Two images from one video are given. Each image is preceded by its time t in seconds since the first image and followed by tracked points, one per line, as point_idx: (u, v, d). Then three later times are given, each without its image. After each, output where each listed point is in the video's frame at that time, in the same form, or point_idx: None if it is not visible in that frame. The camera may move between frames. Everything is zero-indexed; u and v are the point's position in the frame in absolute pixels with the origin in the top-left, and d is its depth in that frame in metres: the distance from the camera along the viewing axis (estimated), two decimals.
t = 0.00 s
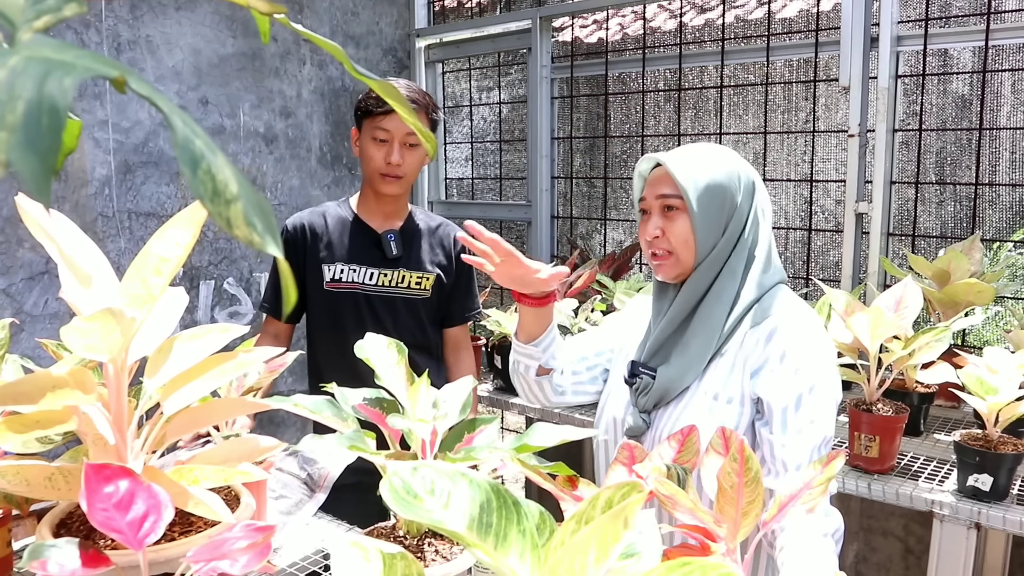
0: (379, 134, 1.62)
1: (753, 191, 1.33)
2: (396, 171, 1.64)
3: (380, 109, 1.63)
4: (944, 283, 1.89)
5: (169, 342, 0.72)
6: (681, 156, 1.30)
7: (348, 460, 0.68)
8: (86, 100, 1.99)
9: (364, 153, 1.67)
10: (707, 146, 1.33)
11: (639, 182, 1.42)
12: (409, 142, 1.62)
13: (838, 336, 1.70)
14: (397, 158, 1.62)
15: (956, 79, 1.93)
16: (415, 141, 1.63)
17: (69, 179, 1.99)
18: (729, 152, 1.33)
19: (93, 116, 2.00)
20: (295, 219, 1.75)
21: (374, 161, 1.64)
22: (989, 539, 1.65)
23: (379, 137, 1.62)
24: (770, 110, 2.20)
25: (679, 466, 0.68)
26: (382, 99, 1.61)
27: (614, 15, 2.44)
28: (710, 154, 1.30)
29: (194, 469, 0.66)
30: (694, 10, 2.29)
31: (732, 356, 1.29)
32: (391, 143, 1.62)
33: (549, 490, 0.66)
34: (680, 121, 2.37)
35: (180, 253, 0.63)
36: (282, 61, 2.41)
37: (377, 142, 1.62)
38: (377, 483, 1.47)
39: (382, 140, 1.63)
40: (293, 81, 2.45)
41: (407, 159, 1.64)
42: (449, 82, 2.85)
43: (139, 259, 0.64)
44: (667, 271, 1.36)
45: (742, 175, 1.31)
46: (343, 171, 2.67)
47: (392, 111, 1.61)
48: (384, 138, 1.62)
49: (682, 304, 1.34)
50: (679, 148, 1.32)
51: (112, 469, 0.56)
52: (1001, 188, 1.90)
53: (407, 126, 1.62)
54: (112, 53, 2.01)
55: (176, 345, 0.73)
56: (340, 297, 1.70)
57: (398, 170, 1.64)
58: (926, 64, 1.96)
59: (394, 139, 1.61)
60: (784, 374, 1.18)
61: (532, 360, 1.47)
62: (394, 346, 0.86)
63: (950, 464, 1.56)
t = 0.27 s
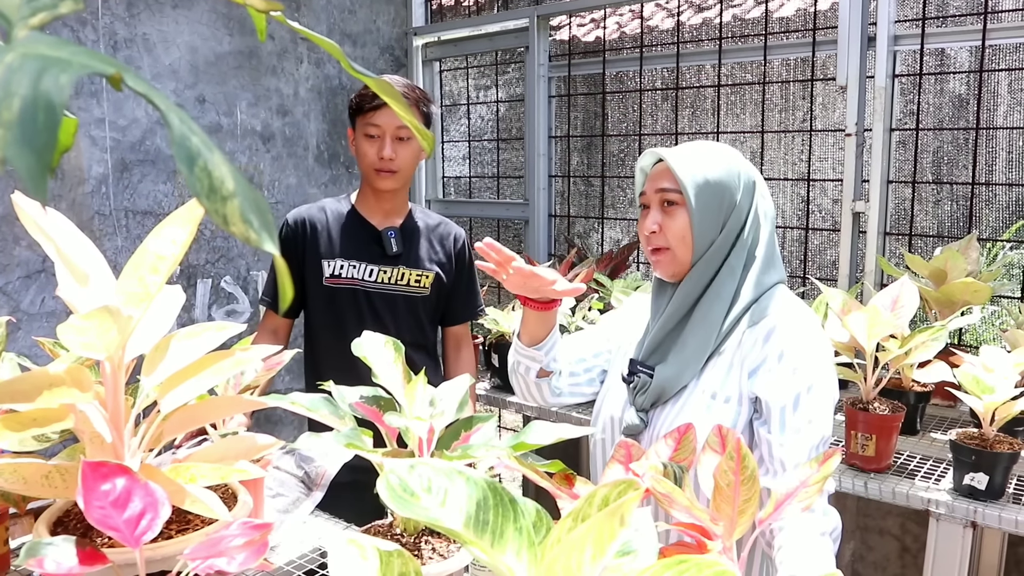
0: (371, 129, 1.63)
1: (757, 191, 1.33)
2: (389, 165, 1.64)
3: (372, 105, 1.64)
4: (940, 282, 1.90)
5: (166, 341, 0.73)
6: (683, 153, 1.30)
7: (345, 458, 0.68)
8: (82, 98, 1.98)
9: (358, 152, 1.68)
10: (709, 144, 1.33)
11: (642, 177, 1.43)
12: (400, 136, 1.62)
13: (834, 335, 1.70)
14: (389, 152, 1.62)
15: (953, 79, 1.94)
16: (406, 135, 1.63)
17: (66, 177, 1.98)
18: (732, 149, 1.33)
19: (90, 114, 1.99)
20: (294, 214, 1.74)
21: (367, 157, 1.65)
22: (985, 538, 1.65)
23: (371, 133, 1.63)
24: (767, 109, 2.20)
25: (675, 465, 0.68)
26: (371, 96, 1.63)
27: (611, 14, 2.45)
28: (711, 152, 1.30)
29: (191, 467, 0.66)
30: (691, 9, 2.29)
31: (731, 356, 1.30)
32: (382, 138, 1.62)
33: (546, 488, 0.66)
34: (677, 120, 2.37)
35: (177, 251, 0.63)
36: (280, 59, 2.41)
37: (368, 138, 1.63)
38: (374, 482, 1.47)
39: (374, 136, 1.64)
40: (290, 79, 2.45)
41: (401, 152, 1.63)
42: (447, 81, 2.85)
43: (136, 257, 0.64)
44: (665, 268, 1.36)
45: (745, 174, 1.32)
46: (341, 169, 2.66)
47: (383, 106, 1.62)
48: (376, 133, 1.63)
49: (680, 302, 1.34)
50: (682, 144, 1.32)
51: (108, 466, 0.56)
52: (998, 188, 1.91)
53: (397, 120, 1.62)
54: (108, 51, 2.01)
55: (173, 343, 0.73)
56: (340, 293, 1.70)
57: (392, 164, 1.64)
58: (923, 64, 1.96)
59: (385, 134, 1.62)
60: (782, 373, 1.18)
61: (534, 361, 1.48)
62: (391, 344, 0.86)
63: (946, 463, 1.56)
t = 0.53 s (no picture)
0: (371, 130, 1.64)
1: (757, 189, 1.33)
2: (388, 166, 1.64)
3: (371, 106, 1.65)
4: (938, 282, 1.90)
5: (164, 339, 0.73)
6: (681, 152, 1.30)
7: (344, 457, 0.68)
8: (80, 97, 1.98)
9: (359, 153, 1.68)
10: (709, 144, 1.33)
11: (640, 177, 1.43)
12: (399, 136, 1.62)
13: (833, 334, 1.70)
14: (388, 152, 1.62)
15: (950, 78, 1.94)
16: (406, 135, 1.63)
17: (64, 176, 1.98)
18: (731, 149, 1.33)
19: (88, 112, 1.99)
20: (297, 211, 1.74)
21: (366, 157, 1.65)
22: (982, 537, 1.65)
23: (370, 133, 1.63)
24: (765, 108, 2.21)
25: (674, 463, 0.68)
26: (370, 97, 1.64)
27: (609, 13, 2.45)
28: (709, 151, 1.30)
29: (190, 466, 0.67)
30: (690, 8, 2.29)
31: (734, 356, 1.30)
32: (381, 138, 1.63)
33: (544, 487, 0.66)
34: (675, 119, 2.37)
35: (176, 250, 0.63)
36: (278, 57, 2.41)
37: (367, 138, 1.64)
38: (373, 481, 1.47)
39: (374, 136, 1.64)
40: (288, 78, 2.44)
41: (400, 152, 1.63)
42: (445, 80, 2.84)
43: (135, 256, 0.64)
44: (666, 267, 1.36)
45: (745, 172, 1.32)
46: (339, 168, 2.66)
47: (382, 106, 1.63)
48: (375, 134, 1.64)
49: (681, 301, 1.34)
50: (682, 143, 1.32)
51: (107, 465, 0.56)
52: (996, 187, 1.91)
53: (396, 120, 1.62)
54: (106, 50, 2.01)
55: (171, 342, 0.73)
56: (338, 293, 1.70)
57: (391, 164, 1.63)
58: (921, 63, 1.96)
59: (384, 134, 1.62)
60: (786, 375, 1.18)
61: (529, 344, 1.45)
62: (389, 343, 0.86)
63: (943, 463, 1.56)
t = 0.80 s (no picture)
0: (369, 131, 1.64)
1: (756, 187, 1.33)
2: (387, 166, 1.64)
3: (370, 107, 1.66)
4: (937, 281, 1.91)
5: (163, 338, 0.73)
6: (677, 150, 1.30)
7: (344, 456, 0.68)
8: (78, 95, 1.97)
9: (359, 154, 1.69)
10: (707, 142, 1.33)
11: (638, 174, 1.43)
12: (397, 137, 1.63)
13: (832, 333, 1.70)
14: (386, 152, 1.63)
15: (949, 77, 1.94)
16: (404, 136, 1.63)
17: (62, 174, 1.97)
18: (729, 147, 1.33)
19: (86, 111, 1.99)
20: (300, 206, 1.74)
21: (365, 158, 1.66)
22: (981, 536, 1.66)
23: (369, 134, 1.64)
24: (763, 107, 2.20)
25: (674, 463, 0.68)
26: (370, 97, 1.65)
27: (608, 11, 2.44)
28: (707, 149, 1.30)
29: (189, 465, 0.67)
30: (689, 7, 2.29)
31: (733, 356, 1.30)
32: (379, 138, 1.63)
33: (544, 486, 0.66)
34: (674, 118, 2.37)
35: (175, 248, 0.63)
36: (276, 56, 2.41)
37: (366, 139, 1.65)
38: (371, 479, 1.47)
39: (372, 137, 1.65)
40: (287, 76, 2.44)
41: (397, 153, 1.63)
42: (444, 78, 2.84)
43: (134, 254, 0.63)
44: (662, 265, 1.36)
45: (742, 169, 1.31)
46: (338, 167, 2.66)
47: (381, 107, 1.63)
48: (374, 134, 1.64)
49: (679, 300, 1.34)
50: (679, 141, 1.32)
51: (106, 464, 0.56)
52: (994, 186, 1.91)
53: (394, 120, 1.62)
54: (105, 48, 2.00)
55: (171, 341, 0.73)
56: (338, 292, 1.70)
57: (389, 164, 1.63)
58: (920, 62, 1.96)
59: (382, 135, 1.63)
60: (785, 375, 1.18)
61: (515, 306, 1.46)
62: (389, 342, 0.86)
63: (942, 462, 1.56)
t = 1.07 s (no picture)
0: (368, 130, 1.64)
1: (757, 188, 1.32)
2: (386, 165, 1.64)
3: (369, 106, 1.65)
4: (936, 280, 1.91)
5: (163, 338, 0.72)
6: (678, 146, 1.30)
7: (344, 456, 0.68)
8: (78, 93, 1.97)
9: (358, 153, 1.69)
10: (708, 141, 1.32)
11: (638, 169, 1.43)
12: (395, 135, 1.63)
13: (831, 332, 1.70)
14: (385, 151, 1.62)
15: (948, 77, 1.94)
16: (402, 134, 1.63)
17: (61, 173, 1.97)
18: (731, 146, 1.33)
19: (85, 109, 1.98)
20: (300, 203, 1.74)
21: (364, 157, 1.65)
22: (981, 535, 1.66)
23: (368, 133, 1.64)
24: (763, 106, 2.20)
25: (674, 463, 0.68)
26: (369, 96, 1.64)
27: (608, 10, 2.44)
28: (707, 148, 1.30)
29: (188, 465, 0.67)
30: (688, 6, 2.29)
31: (724, 355, 1.30)
32: (378, 137, 1.63)
33: (544, 487, 0.66)
34: (674, 117, 2.36)
35: (174, 248, 0.62)
36: (276, 55, 2.40)
37: (365, 138, 1.64)
38: (371, 479, 1.47)
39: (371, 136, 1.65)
40: (286, 75, 2.44)
41: (396, 152, 1.63)
42: (444, 77, 2.83)
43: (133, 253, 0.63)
44: (655, 261, 1.36)
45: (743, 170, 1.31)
46: (337, 166, 2.66)
47: (380, 106, 1.63)
48: (373, 133, 1.64)
49: (672, 298, 1.34)
50: (681, 138, 1.32)
51: (106, 465, 0.56)
52: (994, 185, 1.91)
53: (392, 119, 1.63)
54: (104, 46, 2.00)
55: (170, 341, 0.73)
56: (338, 290, 1.70)
57: (387, 163, 1.63)
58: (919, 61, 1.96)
59: (381, 134, 1.63)
60: (777, 375, 1.18)
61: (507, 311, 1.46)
62: (389, 342, 0.85)
63: (942, 461, 1.57)
